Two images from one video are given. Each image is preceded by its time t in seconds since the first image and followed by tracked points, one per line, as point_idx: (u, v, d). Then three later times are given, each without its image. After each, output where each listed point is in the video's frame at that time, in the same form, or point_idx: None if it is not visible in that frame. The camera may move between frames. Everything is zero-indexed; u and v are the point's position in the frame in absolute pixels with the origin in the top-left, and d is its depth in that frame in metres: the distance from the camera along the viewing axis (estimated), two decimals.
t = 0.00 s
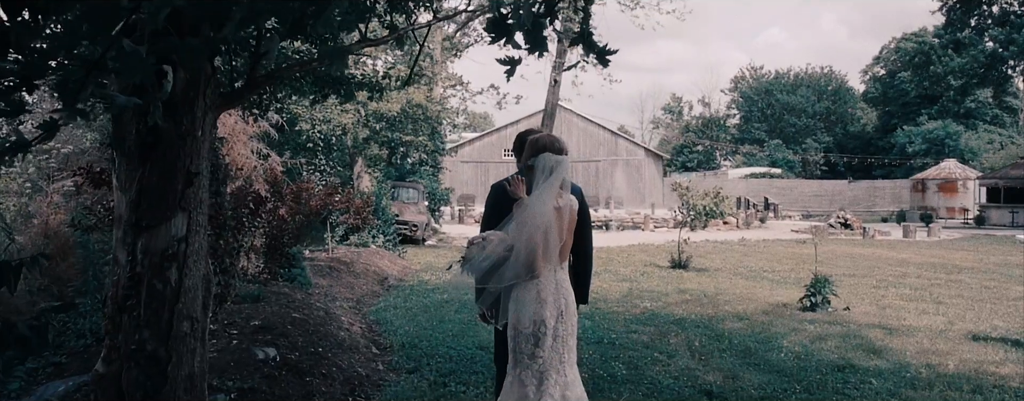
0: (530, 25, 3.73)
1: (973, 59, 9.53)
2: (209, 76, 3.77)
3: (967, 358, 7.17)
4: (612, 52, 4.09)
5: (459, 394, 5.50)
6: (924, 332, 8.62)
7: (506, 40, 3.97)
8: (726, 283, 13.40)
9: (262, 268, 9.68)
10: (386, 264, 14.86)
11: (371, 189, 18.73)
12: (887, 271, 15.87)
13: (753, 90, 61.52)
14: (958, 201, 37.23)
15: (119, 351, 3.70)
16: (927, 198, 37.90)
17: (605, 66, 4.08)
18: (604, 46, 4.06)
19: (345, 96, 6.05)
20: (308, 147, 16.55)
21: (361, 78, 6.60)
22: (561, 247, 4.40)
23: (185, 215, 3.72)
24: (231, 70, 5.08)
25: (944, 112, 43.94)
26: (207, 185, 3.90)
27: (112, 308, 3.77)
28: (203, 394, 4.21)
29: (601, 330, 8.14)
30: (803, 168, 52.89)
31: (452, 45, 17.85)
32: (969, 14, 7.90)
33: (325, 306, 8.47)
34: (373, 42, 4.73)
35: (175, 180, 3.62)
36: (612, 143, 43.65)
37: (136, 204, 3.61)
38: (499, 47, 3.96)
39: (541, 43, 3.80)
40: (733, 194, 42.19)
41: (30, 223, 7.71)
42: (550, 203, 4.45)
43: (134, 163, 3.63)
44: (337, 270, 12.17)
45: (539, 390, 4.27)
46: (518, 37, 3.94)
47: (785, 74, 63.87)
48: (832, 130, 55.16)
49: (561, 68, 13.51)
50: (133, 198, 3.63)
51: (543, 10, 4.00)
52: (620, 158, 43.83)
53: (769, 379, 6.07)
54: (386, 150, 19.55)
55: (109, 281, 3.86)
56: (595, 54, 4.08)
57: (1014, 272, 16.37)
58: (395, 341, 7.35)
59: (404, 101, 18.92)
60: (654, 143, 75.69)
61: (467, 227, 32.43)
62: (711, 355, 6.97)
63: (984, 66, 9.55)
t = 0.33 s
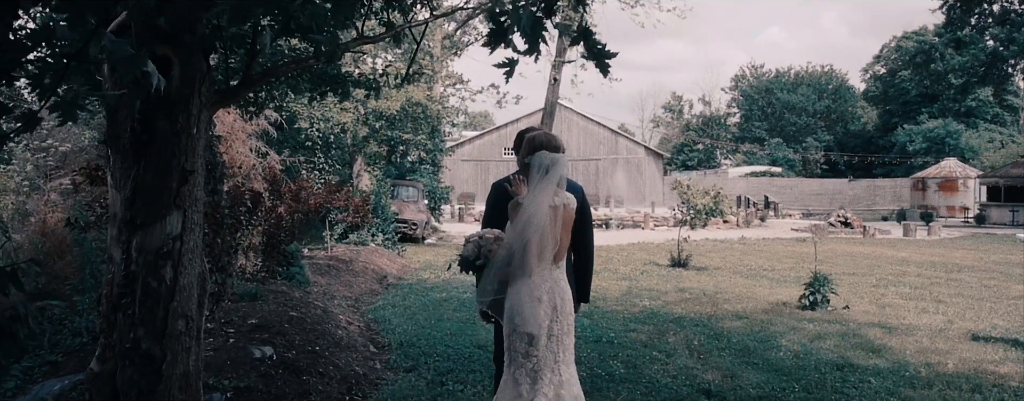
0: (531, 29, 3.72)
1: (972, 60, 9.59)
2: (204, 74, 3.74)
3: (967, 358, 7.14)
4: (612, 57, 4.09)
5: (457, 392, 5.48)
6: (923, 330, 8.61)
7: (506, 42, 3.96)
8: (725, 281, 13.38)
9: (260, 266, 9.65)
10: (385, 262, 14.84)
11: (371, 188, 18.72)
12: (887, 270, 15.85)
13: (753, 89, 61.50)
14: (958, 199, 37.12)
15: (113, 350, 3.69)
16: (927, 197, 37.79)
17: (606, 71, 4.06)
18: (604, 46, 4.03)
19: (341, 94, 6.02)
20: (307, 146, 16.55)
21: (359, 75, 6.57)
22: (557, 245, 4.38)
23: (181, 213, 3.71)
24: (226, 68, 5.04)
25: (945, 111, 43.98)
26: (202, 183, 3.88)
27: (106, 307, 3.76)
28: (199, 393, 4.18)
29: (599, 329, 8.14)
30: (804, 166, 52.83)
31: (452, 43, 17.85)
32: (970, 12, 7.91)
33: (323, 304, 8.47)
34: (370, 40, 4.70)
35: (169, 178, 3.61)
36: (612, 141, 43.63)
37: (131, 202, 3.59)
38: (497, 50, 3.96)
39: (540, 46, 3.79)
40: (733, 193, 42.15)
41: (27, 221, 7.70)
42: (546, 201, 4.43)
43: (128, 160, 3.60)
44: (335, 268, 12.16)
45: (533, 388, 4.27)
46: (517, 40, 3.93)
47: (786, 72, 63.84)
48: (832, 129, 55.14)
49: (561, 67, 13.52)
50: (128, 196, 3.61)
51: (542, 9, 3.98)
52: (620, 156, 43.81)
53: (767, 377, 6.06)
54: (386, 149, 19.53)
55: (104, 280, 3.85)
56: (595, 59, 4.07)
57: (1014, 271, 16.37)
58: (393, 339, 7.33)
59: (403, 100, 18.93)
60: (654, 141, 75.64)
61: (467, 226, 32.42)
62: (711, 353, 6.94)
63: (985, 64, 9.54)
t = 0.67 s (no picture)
0: (521, 22, 3.72)
1: (970, 61, 9.60)
2: (198, 72, 3.69)
3: (965, 358, 7.13)
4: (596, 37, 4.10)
5: (453, 393, 5.46)
6: (921, 331, 8.61)
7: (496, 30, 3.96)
8: (723, 282, 13.37)
9: (257, 266, 9.64)
10: (383, 262, 14.83)
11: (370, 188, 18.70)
12: (886, 270, 15.85)
13: (752, 89, 61.53)
14: (957, 199, 36.99)
15: (107, 350, 3.67)
16: (926, 197, 37.81)
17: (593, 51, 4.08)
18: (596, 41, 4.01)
19: (336, 92, 6.00)
20: (306, 146, 16.54)
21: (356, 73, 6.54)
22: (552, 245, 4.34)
23: (174, 213, 3.67)
24: (221, 68, 5.05)
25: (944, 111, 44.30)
26: (197, 182, 3.84)
27: (99, 307, 3.73)
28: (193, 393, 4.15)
29: (597, 329, 8.12)
30: (803, 167, 52.83)
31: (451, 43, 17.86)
32: (969, 11, 7.95)
33: (320, 304, 8.46)
34: (366, 39, 4.68)
35: (163, 178, 3.58)
36: (612, 141, 43.64)
37: (124, 202, 3.57)
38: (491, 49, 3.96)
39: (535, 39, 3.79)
40: (732, 193, 42.15)
41: (22, 221, 7.68)
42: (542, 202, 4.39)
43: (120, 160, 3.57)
44: (332, 268, 12.14)
45: (526, 389, 4.25)
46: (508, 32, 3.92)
47: (784, 73, 63.90)
48: (830, 129, 55.18)
49: (559, 66, 13.50)
50: (121, 196, 3.59)
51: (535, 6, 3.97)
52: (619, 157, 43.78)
53: (765, 378, 6.05)
54: (384, 148, 19.52)
55: (97, 278, 3.82)
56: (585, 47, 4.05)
57: (1011, 271, 16.40)
58: (390, 340, 7.31)
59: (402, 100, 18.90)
60: (653, 142, 75.66)
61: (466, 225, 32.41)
62: (708, 354, 6.93)
63: (983, 65, 9.57)
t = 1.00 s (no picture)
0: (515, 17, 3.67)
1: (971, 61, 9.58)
2: (195, 71, 3.67)
3: (965, 360, 7.10)
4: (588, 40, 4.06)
5: (451, 393, 5.44)
6: (922, 332, 8.59)
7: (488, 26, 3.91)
8: (723, 282, 13.36)
9: (256, 266, 9.62)
10: (382, 262, 14.82)
11: (370, 188, 18.69)
12: (886, 271, 15.84)
13: (753, 90, 61.50)
14: (958, 200, 37.16)
15: (103, 350, 3.67)
16: (927, 198, 37.80)
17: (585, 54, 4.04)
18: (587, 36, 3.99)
19: (334, 92, 5.99)
20: (305, 145, 16.54)
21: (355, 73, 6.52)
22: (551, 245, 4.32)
23: (171, 213, 3.66)
24: (221, 66, 5.11)
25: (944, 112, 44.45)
26: (194, 182, 3.82)
27: (95, 306, 3.72)
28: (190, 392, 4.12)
29: (596, 330, 8.10)
30: (804, 167, 52.80)
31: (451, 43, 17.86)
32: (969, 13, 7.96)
33: (319, 304, 8.44)
34: (363, 38, 4.66)
35: (159, 177, 3.57)
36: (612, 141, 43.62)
37: (121, 202, 3.56)
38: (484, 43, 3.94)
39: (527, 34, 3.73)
40: (733, 193, 42.12)
41: (22, 220, 7.66)
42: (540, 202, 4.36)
43: (117, 159, 3.56)
44: (332, 267, 12.12)
45: (521, 391, 4.25)
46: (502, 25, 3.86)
47: (785, 73, 63.88)
48: (832, 129, 55.16)
49: (559, 66, 13.47)
50: (117, 196, 3.57)
51: None
52: (619, 156, 43.74)
53: (764, 379, 6.03)
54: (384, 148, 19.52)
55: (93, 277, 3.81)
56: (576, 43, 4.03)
57: (1012, 272, 16.39)
58: (389, 340, 7.30)
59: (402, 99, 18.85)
60: (653, 142, 75.67)
61: (466, 226, 32.39)
62: (707, 355, 6.90)
63: (984, 66, 9.58)
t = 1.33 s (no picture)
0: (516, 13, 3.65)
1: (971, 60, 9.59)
2: (192, 69, 3.65)
3: (966, 358, 7.07)
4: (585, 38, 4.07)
5: (449, 392, 5.42)
6: (923, 330, 8.57)
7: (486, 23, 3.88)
8: (724, 280, 13.35)
9: (256, 264, 9.61)
10: (383, 260, 14.81)
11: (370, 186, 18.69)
12: (888, 269, 15.82)
13: (753, 87, 61.47)
14: (959, 198, 37.12)
15: (98, 349, 3.65)
16: (928, 196, 37.78)
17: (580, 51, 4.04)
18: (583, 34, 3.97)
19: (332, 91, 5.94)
20: (304, 144, 16.56)
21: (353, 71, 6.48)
22: (551, 244, 4.29)
23: (168, 211, 3.63)
24: (217, 64, 5.14)
25: (945, 109, 44.42)
26: (191, 180, 3.79)
27: (91, 304, 3.70)
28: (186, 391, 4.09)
29: (596, 328, 8.08)
30: (805, 165, 52.75)
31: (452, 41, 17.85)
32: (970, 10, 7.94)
33: (318, 303, 8.42)
34: (361, 36, 4.64)
35: (155, 175, 3.54)
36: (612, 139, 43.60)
37: (117, 200, 3.53)
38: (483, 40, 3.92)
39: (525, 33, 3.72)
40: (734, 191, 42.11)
41: (20, 219, 7.64)
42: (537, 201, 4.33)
43: (112, 157, 3.55)
44: (331, 266, 12.10)
45: (516, 391, 4.24)
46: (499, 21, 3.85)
47: (787, 71, 63.83)
48: (833, 127, 55.11)
49: (559, 64, 13.43)
50: (114, 194, 3.55)
51: None
52: (620, 155, 43.68)
53: (764, 378, 6.00)
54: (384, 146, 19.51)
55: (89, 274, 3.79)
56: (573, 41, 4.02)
57: (1014, 269, 16.38)
58: (388, 339, 7.28)
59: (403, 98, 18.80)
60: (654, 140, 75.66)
61: (467, 224, 32.39)
62: (707, 353, 6.89)
63: (986, 64, 9.57)
